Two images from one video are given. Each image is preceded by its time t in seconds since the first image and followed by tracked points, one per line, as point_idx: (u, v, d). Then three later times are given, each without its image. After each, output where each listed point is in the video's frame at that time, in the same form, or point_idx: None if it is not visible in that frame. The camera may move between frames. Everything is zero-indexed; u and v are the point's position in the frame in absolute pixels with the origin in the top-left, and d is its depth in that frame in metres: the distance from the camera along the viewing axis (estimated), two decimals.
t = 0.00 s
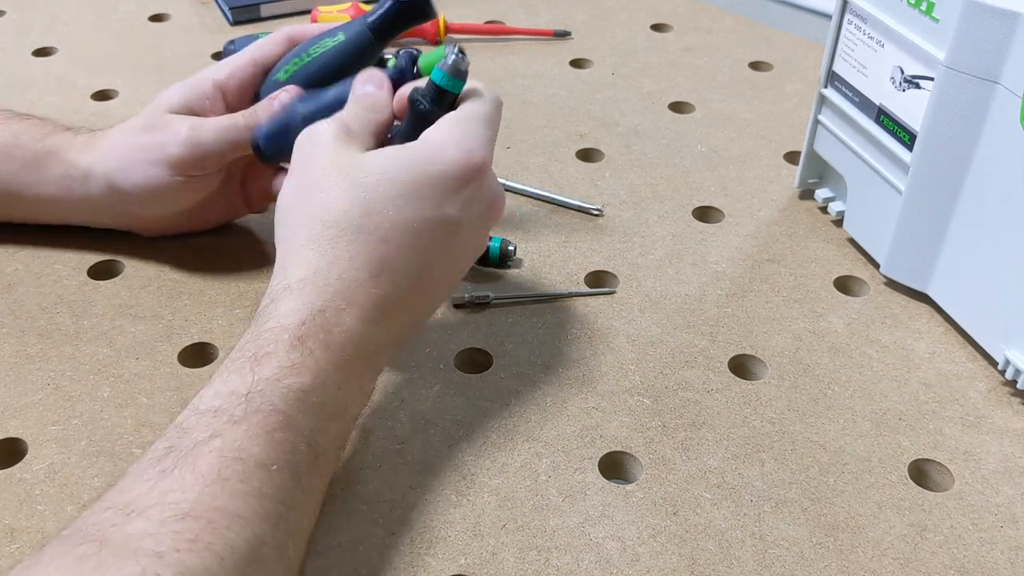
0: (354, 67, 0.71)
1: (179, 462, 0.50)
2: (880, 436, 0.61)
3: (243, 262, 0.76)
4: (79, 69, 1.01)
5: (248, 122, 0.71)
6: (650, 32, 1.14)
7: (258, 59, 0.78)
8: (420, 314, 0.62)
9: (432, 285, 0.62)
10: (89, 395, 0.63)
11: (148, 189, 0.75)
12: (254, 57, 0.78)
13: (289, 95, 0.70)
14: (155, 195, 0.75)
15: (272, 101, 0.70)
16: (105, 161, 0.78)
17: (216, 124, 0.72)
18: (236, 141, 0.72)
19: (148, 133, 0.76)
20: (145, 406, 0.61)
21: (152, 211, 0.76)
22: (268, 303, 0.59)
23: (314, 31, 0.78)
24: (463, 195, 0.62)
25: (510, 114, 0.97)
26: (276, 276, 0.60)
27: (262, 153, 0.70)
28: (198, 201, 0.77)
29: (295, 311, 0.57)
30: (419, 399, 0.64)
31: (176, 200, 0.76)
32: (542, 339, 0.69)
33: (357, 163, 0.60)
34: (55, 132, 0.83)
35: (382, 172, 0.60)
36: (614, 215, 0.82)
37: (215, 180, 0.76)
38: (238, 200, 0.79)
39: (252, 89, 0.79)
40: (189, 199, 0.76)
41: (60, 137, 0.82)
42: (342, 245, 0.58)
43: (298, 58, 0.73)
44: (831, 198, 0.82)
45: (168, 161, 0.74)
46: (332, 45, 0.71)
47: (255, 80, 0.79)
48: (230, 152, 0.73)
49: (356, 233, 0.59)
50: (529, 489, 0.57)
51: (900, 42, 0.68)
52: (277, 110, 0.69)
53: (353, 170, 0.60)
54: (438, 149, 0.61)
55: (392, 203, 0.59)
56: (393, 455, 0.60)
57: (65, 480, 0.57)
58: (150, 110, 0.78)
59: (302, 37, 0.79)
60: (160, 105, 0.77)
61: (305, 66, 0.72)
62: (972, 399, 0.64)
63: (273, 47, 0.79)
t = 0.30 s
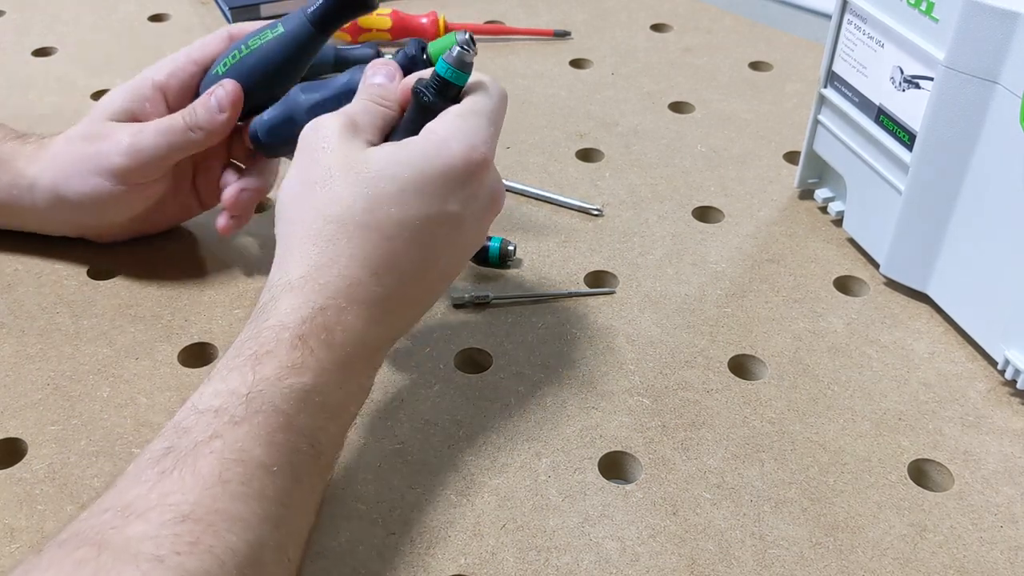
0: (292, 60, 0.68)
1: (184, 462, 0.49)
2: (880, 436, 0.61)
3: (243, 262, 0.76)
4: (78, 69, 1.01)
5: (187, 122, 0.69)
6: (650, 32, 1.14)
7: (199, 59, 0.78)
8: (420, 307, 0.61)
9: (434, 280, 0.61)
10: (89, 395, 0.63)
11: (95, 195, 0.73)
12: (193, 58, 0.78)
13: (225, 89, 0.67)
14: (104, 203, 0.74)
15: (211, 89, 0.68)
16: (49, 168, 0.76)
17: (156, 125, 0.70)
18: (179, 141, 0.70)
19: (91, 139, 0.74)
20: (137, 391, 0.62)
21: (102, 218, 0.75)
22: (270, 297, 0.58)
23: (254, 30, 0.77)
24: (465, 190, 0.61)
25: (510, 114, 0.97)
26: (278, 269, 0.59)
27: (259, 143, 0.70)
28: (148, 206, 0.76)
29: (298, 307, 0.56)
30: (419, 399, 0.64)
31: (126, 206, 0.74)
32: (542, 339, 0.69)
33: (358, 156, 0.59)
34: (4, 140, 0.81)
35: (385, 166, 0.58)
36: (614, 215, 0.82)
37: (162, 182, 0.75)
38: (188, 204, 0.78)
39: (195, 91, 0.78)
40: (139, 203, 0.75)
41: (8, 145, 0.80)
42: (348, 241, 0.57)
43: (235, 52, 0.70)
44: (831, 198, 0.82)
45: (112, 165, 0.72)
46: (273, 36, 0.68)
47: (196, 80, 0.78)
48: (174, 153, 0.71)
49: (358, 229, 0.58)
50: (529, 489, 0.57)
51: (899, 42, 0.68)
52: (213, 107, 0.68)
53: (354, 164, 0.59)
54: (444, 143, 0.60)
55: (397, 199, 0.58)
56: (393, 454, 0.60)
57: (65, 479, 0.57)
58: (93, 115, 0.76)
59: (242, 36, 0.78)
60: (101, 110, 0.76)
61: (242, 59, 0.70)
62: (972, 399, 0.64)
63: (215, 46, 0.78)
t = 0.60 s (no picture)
0: (318, 69, 0.71)
1: (148, 446, 0.49)
2: (880, 435, 0.61)
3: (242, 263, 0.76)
4: (79, 69, 1.01)
5: (206, 121, 0.69)
6: (649, 32, 1.14)
7: (217, 64, 0.78)
8: (364, 309, 0.62)
9: (376, 281, 0.62)
10: (89, 395, 0.63)
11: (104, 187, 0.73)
12: (214, 63, 0.78)
13: (250, 94, 0.70)
14: (105, 201, 0.73)
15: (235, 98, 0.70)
16: (57, 160, 0.75)
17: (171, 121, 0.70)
18: (195, 137, 0.69)
19: (97, 133, 0.73)
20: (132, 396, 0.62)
21: (102, 218, 0.74)
22: (213, 295, 0.58)
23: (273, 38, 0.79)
24: (405, 194, 0.63)
25: (510, 114, 0.97)
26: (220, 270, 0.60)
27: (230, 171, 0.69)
28: (149, 209, 0.74)
29: (237, 298, 0.56)
30: (418, 399, 0.64)
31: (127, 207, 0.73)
32: (541, 339, 0.69)
33: (302, 159, 0.61)
34: (11, 135, 0.81)
35: (327, 166, 0.60)
36: (614, 215, 0.82)
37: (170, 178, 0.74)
38: (191, 211, 0.77)
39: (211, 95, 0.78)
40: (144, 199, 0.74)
41: (15, 140, 0.80)
42: (287, 236, 0.58)
43: (259, 60, 0.72)
44: (831, 198, 0.82)
45: (121, 157, 0.72)
46: (297, 48, 0.71)
47: (213, 84, 0.78)
48: (187, 149, 0.70)
49: (299, 225, 0.59)
50: (529, 489, 0.57)
51: (900, 42, 0.68)
52: (235, 110, 0.69)
53: (298, 165, 0.61)
54: (384, 147, 0.62)
55: (337, 197, 0.60)
56: (393, 454, 0.60)
57: (65, 480, 0.57)
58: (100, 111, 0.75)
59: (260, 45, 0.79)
60: (114, 102, 0.75)
61: (266, 67, 0.71)
62: (972, 399, 0.64)
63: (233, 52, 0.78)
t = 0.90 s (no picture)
0: (314, 64, 0.71)
1: (147, 447, 0.49)
2: (880, 436, 0.61)
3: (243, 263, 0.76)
4: (79, 70, 1.01)
5: (210, 122, 0.69)
6: (650, 32, 1.14)
7: (212, 58, 0.78)
8: (365, 315, 0.62)
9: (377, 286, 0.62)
10: (89, 395, 0.63)
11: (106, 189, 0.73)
12: (208, 57, 0.78)
13: (253, 94, 0.69)
14: (107, 199, 0.73)
15: (233, 97, 0.69)
16: (57, 161, 0.75)
17: (174, 120, 0.70)
18: (196, 137, 0.69)
19: (98, 133, 0.73)
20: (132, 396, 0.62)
21: (103, 216, 0.74)
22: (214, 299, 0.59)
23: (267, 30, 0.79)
24: (408, 200, 0.63)
25: (511, 114, 0.97)
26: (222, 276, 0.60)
27: (227, 170, 0.70)
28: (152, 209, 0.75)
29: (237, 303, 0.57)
30: (419, 399, 0.64)
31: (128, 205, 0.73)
32: (541, 339, 0.69)
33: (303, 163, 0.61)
34: (12, 137, 0.80)
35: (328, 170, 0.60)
36: (614, 215, 0.82)
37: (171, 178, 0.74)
38: (193, 209, 0.77)
39: (208, 90, 0.78)
40: (147, 199, 0.74)
41: (16, 141, 0.80)
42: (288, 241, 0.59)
43: (254, 57, 0.72)
44: (831, 198, 0.82)
45: (123, 158, 0.71)
46: (292, 43, 0.70)
47: (209, 79, 0.78)
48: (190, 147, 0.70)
49: (300, 230, 0.59)
50: (529, 489, 0.57)
51: (900, 42, 0.68)
52: (239, 110, 0.69)
53: (300, 169, 0.61)
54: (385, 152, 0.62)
55: (337, 202, 0.60)
56: (393, 454, 0.60)
57: (65, 480, 0.57)
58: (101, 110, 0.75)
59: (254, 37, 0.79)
60: (112, 102, 0.75)
61: (262, 65, 0.71)
62: (972, 399, 0.64)
63: (228, 45, 0.78)
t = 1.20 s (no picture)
0: (307, 49, 0.69)
1: (145, 449, 0.49)
2: (880, 436, 0.61)
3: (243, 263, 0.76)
4: (79, 69, 1.01)
5: (210, 116, 0.68)
6: (650, 32, 1.14)
7: (205, 46, 0.76)
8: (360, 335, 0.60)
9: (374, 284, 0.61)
10: (89, 395, 0.63)
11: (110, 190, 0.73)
12: (202, 47, 0.76)
13: (250, 85, 0.67)
14: (113, 199, 0.73)
15: (229, 88, 0.68)
16: (60, 161, 0.75)
17: (176, 117, 0.69)
18: (198, 136, 0.69)
19: (101, 134, 0.73)
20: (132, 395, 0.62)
21: (110, 215, 0.74)
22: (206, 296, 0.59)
23: (258, 14, 0.77)
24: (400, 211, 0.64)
25: (511, 114, 0.97)
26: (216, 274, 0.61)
27: (234, 162, 0.69)
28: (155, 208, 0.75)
29: (226, 285, 0.58)
30: (419, 399, 0.64)
31: (135, 204, 0.74)
32: (540, 339, 0.69)
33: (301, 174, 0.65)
34: (13, 137, 0.80)
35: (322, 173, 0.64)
36: (614, 215, 0.82)
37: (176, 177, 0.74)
38: (200, 197, 0.78)
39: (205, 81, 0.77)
40: (151, 198, 0.74)
41: (19, 141, 0.79)
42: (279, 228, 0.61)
43: (248, 46, 0.70)
44: (831, 198, 0.82)
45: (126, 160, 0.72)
46: (284, 28, 0.69)
47: (205, 68, 0.77)
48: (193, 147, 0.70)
49: (289, 219, 0.61)
50: (529, 489, 0.57)
51: (900, 42, 0.68)
52: (238, 102, 0.67)
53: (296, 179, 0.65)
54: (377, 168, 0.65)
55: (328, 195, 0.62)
56: (392, 454, 0.60)
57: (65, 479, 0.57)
58: (102, 108, 0.74)
59: (245, 22, 0.77)
60: (112, 100, 0.74)
61: (256, 55, 0.70)
62: (972, 399, 0.64)
63: (221, 33, 0.77)
